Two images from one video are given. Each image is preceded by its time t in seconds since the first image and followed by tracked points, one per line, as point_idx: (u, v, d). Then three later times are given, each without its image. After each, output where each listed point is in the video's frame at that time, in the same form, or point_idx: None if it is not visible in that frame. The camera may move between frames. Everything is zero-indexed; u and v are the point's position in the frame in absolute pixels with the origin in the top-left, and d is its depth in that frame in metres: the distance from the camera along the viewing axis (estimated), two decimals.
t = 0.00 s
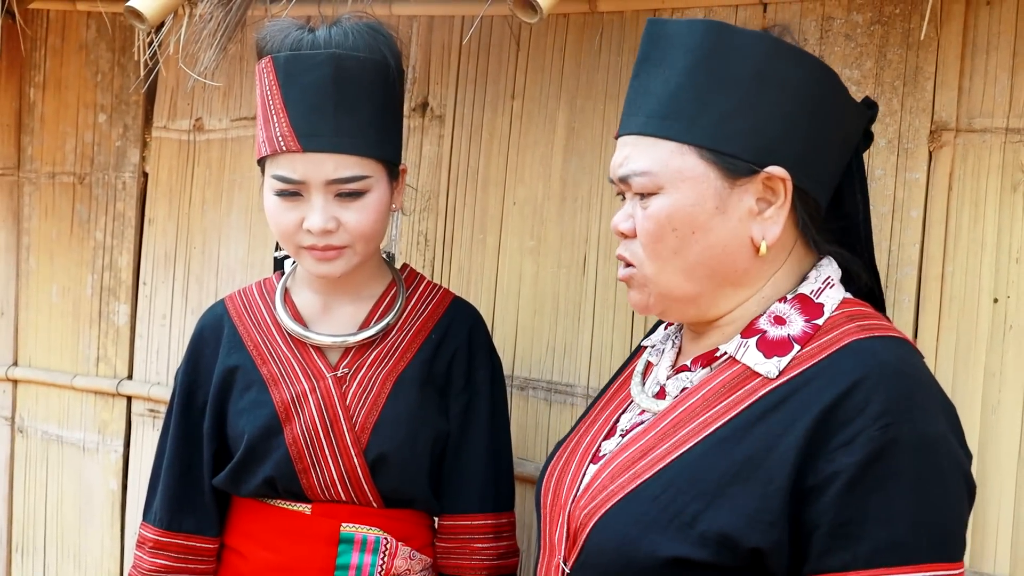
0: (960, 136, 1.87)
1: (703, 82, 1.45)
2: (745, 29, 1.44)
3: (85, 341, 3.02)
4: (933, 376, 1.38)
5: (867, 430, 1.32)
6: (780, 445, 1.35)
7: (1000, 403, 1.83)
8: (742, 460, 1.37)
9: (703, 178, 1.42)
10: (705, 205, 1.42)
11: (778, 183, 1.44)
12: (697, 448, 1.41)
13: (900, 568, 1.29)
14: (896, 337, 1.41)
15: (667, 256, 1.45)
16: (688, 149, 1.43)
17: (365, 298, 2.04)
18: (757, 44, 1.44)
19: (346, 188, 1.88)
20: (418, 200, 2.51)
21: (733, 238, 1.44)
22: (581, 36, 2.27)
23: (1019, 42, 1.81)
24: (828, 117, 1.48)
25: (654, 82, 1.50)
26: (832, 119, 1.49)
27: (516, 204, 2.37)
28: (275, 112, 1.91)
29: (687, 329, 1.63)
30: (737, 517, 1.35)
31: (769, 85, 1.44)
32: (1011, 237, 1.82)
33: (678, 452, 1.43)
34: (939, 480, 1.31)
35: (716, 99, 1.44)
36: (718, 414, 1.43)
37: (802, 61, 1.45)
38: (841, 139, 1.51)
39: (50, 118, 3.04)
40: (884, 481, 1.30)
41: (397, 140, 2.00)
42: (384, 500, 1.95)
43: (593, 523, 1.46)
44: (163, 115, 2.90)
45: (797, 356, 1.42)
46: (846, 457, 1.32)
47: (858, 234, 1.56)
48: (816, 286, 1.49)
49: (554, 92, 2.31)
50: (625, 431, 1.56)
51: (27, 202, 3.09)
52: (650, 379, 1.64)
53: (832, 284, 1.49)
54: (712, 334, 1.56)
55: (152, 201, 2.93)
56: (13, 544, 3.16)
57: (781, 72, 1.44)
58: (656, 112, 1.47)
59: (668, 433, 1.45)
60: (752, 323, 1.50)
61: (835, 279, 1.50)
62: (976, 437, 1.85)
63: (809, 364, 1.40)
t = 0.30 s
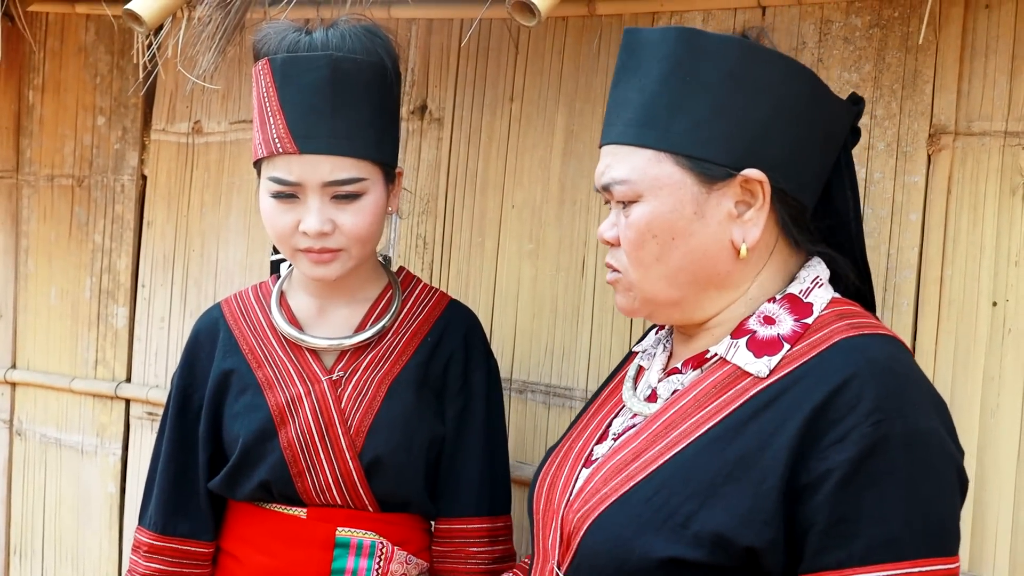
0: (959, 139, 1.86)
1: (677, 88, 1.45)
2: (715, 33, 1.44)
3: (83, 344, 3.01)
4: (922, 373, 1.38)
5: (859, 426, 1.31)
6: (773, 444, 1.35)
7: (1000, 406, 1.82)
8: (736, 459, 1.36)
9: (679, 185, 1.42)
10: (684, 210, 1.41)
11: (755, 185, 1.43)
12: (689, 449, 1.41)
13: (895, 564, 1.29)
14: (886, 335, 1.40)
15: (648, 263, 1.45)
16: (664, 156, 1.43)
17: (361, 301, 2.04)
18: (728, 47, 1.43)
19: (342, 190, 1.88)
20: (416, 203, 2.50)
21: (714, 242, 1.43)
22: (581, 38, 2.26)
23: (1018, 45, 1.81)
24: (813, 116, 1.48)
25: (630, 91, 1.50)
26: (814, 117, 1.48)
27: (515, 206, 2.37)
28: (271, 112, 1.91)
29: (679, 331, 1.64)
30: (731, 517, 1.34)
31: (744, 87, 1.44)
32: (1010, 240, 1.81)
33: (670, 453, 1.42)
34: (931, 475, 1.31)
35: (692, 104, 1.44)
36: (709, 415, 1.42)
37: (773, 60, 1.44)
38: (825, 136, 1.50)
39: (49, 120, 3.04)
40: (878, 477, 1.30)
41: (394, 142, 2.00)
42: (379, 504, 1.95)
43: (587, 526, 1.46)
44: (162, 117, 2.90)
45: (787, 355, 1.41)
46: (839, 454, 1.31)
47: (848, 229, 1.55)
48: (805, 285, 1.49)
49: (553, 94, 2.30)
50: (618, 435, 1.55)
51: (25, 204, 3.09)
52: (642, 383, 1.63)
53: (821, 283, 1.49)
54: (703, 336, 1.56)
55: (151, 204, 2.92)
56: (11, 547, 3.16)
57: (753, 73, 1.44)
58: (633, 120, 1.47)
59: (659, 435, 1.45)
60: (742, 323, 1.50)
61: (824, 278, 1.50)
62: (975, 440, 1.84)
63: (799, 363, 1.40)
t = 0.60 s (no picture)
0: (958, 141, 1.86)
1: (677, 88, 1.45)
2: (714, 35, 1.45)
3: (81, 345, 3.01)
4: (912, 363, 1.40)
5: (854, 413, 1.32)
6: (772, 432, 1.35)
7: (998, 409, 1.82)
8: (734, 449, 1.36)
9: (686, 184, 1.41)
10: (690, 209, 1.41)
11: (758, 184, 1.44)
12: (687, 443, 1.40)
13: (894, 547, 1.29)
14: (876, 326, 1.42)
15: (652, 262, 1.44)
16: (669, 155, 1.42)
17: (356, 301, 2.03)
18: (726, 48, 1.44)
19: (337, 190, 1.87)
20: (415, 205, 2.50)
21: (719, 241, 1.43)
22: (579, 40, 2.26)
23: (1017, 48, 1.81)
24: (798, 117, 1.49)
25: (627, 92, 1.49)
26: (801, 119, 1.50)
27: (513, 207, 2.36)
28: (267, 113, 1.91)
29: (669, 332, 1.64)
30: (732, 505, 1.34)
31: (743, 88, 1.44)
32: (1009, 242, 1.81)
33: (668, 448, 1.42)
34: (926, 459, 1.32)
35: (692, 104, 1.44)
36: (704, 408, 1.42)
37: (770, 62, 1.45)
38: (810, 138, 1.52)
39: (48, 121, 3.03)
40: (873, 460, 1.31)
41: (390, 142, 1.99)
42: (374, 505, 1.95)
43: (586, 525, 1.45)
44: (161, 118, 2.90)
45: (780, 347, 1.42)
46: (835, 440, 1.32)
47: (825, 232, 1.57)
48: (794, 281, 1.50)
49: (552, 96, 2.30)
50: (612, 435, 1.55)
51: (24, 205, 3.09)
52: (633, 385, 1.63)
53: (809, 278, 1.50)
54: (696, 334, 1.55)
55: (149, 205, 2.92)
56: (9, 548, 3.15)
57: (750, 74, 1.45)
58: (631, 120, 1.46)
59: (655, 431, 1.45)
60: (734, 318, 1.50)
61: (811, 274, 1.51)
62: (974, 443, 1.84)
63: (792, 354, 1.41)
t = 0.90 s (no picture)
0: (958, 142, 1.87)
1: (676, 89, 1.45)
2: (712, 37, 1.45)
3: (81, 346, 3.01)
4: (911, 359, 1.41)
5: (859, 408, 1.33)
6: (778, 429, 1.36)
7: (998, 409, 1.82)
8: (740, 448, 1.37)
9: (686, 184, 1.42)
10: (691, 209, 1.42)
11: (756, 184, 1.45)
12: (691, 443, 1.41)
13: (901, 539, 1.30)
14: (874, 323, 1.43)
15: (652, 261, 1.44)
16: (670, 155, 1.43)
17: (354, 302, 2.04)
18: (724, 50, 1.45)
19: (336, 191, 1.88)
20: (416, 206, 2.50)
21: (718, 240, 1.44)
22: (580, 41, 2.27)
23: (1017, 49, 1.81)
24: (791, 119, 1.50)
25: (625, 94, 1.50)
26: (796, 121, 1.51)
27: (514, 208, 2.37)
28: (265, 113, 1.91)
29: (664, 332, 1.64)
30: (741, 503, 1.34)
31: (742, 89, 1.45)
32: (1009, 243, 1.81)
33: (672, 448, 1.42)
34: (930, 453, 1.33)
35: (690, 106, 1.44)
36: (707, 408, 1.43)
37: (767, 65, 1.47)
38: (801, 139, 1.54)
39: (48, 123, 3.04)
40: (878, 455, 1.31)
41: (390, 143, 2.00)
42: (375, 506, 1.95)
43: (593, 527, 1.45)
44: (161, 119, 2.90)
45: (781, 345, 1.43)
46: (841, 436, 1.32)
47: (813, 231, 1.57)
48: (790, 280, 1.51)
49: (552, 97, 2.30)
50: (613, 436, 1.55)
51: (24, 206, 3.09)
52: (630, 386, 1.63)
53: (804, 277, 1.51)
54: (693, 334, 1.56)
55: (149, 206, 2.92)
56: (9, 549, 3.15)
57: (748, 76, 1.46)
58: (630, 121, 1.46)
59: (658, 432, 1.45)
60: (732, 318, 1.50)
61: (807, 272, 1.52)
62: (975, 442, 1.84)
63: (793, 352, 1.41)
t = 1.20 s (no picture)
0: (962, 142, 1.87)
1: (687, 91, 1.45)
2: (722, 38, 1.46)
3: (84, 345, 3.01)
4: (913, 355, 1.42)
5: (864, 405, 1.33)
6: (785, 428, 1.36)
7: (1002, 408, 1.83)
8: (748, 446, 1.38)
9: (704, 187, 1.42)
10: (710, 211, 1.42)
11: (769, 184, 1.46)
12: (698, 442, 1.42)
13: (909, 534, 1.30)
14: (875, 320, 1.44)
15: (673, 265, 1.44)
16: (687, 158, 1.43)
17: (358, 301, 2.04)
18: (735, 51, 1.45)
19: (342, 189, 1.88)
20: (419, 205, 2.51)
21: (735, 241, 1.45)
22: (584, 40, 2.27)
23: (1021, 49, 1.81)
24: (795, 121, 1.52)
25: (635, 96, 1.49)
26: (797, 120, 1.53)
27: (517, 208, 2.37)
28: (272, 111, 1.91)
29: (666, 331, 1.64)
30: (750, 501, 1.35)
31: (752, 90, 1.46)
32: (1013, 242, 1.82)
33: (680, 447, 1.43)
34: (935, 448, 1.34)
35: (703, 107, 1.44)
36: (714, 407, 1.43)
37: (774, 65, 1.48)
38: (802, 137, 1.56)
39: (51, 122, 3.04)
40: (884, 451, 1.32)
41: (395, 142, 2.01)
42: (379, 504, 1.95)
43: (602, 527, 1.45)
44: (164, 118, 2.90)
45: (784, 344, 1.44)
46: (847, 432, 1.33)
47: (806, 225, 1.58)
48: (791, 278, 1.52)
49: (556, 96, 2.31)
50: (618, 436, 1.56)
51: (27, 205, 3.09)
52: (632, 383, 1.63)
53: (805, 275, 1.52)
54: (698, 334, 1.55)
55: (153, 205, 2.93)
56: (11, 548, 3.16)
57: (757, 76, 1.46)
58: (643, 124, 1.46)
59: (665, 431, 1.46)
60: (736, 315, 1.51)
61: (807, 270, 1.53)
62: (979, 441, 1.85)
63: (797, 350, 1.42)
